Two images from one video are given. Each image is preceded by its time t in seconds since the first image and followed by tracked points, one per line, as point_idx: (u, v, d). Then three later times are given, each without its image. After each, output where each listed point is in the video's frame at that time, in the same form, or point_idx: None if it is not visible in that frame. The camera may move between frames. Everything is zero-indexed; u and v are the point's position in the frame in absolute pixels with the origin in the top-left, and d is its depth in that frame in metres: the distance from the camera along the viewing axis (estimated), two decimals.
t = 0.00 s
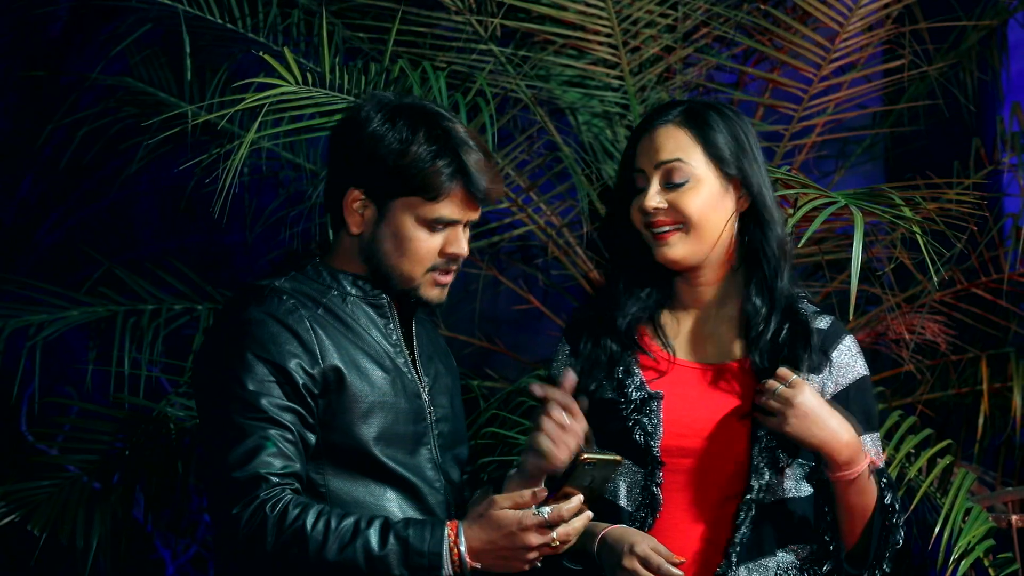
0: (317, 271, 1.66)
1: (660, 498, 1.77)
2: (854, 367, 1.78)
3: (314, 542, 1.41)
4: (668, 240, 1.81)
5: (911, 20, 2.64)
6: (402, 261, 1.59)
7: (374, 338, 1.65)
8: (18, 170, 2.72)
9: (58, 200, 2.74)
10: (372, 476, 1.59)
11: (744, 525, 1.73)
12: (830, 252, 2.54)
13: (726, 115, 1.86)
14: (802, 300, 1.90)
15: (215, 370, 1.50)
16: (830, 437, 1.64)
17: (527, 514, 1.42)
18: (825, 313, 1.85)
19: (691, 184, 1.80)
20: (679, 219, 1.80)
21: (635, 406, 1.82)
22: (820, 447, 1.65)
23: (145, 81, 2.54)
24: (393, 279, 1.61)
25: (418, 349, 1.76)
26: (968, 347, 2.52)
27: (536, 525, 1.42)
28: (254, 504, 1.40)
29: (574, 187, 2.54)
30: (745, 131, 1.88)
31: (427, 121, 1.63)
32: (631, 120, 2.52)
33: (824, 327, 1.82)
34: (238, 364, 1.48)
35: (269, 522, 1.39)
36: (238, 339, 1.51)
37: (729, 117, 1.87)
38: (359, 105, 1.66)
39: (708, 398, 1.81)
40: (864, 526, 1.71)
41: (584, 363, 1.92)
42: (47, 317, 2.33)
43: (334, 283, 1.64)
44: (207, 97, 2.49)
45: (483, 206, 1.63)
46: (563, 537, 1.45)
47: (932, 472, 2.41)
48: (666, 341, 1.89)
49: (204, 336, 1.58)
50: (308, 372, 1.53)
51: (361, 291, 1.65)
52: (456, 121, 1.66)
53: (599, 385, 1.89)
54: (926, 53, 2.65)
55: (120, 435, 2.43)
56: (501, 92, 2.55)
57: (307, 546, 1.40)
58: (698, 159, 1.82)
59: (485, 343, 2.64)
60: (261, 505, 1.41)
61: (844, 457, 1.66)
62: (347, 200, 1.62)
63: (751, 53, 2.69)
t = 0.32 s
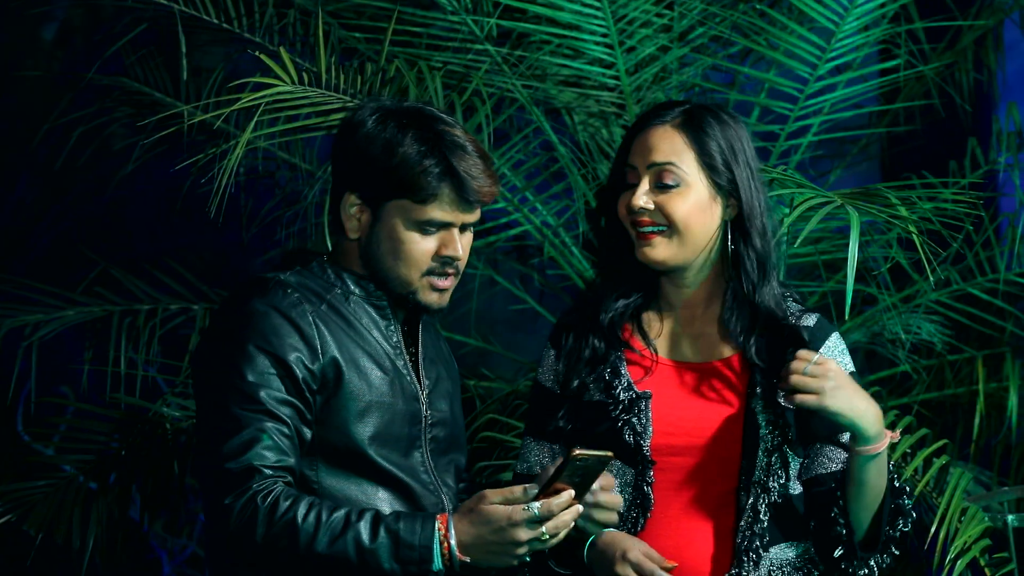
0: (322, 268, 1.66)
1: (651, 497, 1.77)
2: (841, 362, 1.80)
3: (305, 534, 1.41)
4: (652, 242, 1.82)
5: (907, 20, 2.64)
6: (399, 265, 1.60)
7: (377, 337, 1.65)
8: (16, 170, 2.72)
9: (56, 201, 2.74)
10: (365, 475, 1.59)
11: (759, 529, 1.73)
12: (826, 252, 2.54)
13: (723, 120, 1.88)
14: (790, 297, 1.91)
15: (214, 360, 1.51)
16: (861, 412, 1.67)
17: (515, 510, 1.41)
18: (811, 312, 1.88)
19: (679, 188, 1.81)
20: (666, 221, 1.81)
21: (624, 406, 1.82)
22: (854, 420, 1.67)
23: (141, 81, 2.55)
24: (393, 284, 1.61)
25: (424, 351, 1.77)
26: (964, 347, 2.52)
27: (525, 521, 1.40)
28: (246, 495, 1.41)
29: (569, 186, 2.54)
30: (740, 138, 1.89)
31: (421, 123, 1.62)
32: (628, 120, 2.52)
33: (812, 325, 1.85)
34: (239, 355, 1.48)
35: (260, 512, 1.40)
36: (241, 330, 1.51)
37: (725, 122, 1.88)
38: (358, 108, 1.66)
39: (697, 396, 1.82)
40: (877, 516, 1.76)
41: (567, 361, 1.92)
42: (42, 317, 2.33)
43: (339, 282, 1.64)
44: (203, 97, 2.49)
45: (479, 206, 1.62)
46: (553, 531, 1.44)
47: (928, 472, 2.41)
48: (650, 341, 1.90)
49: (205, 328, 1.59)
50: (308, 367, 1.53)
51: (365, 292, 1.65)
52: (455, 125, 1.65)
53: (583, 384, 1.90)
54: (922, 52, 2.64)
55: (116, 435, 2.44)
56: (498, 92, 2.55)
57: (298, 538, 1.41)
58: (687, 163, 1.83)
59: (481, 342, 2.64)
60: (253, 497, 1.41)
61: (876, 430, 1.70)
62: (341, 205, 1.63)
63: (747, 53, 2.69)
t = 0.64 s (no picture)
0: (321, 267, 1.65)
1: (645, 498, 1.79)
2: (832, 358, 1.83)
3: (298, 531, 1.42)
4: (638, 242, 1.83)
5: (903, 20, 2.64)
6: (392, 261, 1.60)
7: (375, 338, 1.65)
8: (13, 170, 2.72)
9: (54, 201, 2.74)
10: (360, 474, 1.59)
11: (756, 532, 1.74)
12: (822, 253, 2.55)
13: (703, 119, 1.89)
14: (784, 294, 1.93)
15: (209, 358, 1.51)
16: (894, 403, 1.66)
17: (508, 504, 1.41)
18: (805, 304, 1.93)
19: (662, 187, 1.83)
20: (651, 221, 1.82)
21: (618, 408, 1.83)
22: (888, 408, 1.66)
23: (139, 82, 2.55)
24: (387, 281, 1.62)
25: (425, 354, 1.78)
26: (960, 347, 2.53)
27: (517, 514, 1.41)
28: (240, 492, 1.41)
29: (566, 186, 2.54)
30: (722, 135, 1.90)
31: (412, 119, 1.64)
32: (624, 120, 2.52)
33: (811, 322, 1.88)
34: (236, 351, 1.49)
35: (254, 509, 1.40)
36: (239, 327, 1.52)
37: (705, 121, 1.89)
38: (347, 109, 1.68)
39: (691, 397, 1.83)
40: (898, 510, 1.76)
41: (560, 367, 1.91)
42: (40, 317, 2.34)
43: (338, 282, 1.64)
44: (200, 97, 2.49)
45: (470, 200, 1.62)
46: (545, 523, 1.44)
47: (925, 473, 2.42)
48: (644, 343, 1.91)
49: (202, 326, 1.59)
50: (305, 365, 1.54)
51: (364, 292, 1.65)
52: (448, 121, 1.66)
53: (577, 386, 1.88)
54: (918, 53, 2.65)
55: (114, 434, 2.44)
56: (495, 92, 2.55)
57: (291, 535, 1.41)
58: (670, 163, 1.84)
59: (478, 343, 2.64)
60: (246, 494, 1.41)
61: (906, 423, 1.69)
62: (332, 205, 1.64)
63: (744, 54, 2.69)
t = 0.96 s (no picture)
0: (318, 268, 1.72)
1: (638, 496, 1.83)
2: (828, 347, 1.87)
3: (297, 525, 1.45)
4: (635, 234, 1.86)
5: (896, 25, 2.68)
6: (388, 262, 1.65)
7: (371, 337, 1.71)
8: (19, 172, 2.76)
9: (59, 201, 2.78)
10: (357, 470, 1.63)
11: (741, 527, 1.76)
12: (816, 254, 2.59)
13: (710, 119, 1.95)
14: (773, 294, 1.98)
15: (210, 358, 1.55)
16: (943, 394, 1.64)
17: (503, 496, 1.45)
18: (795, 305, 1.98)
19: (664, 180, 1.88)
20: (649, 214, 1.86)
21: (607, 409, 1.88)
22: (924, 382, 1.61)
23: (142, 85, 2.59)
24: (382, 281, 1.67)
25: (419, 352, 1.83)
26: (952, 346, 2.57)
27: (512, 505, 1.45)
28: (238, 490, 1.45)
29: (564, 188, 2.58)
30: (724, 137, 1.96)
31: (411, 122, 1.67)
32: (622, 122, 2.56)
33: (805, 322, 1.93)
34: (235, 351, 1.53)
35: (252, 506, 1.44)
36: (236, 328, 1.56)
37: (709, 121, 1.95)
38: (353, 109, 1.72)
39: (680, 396, 1.87)
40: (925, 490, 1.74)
41: (550, 367, 1.98)
42: (46, 317, 2.38)
43: (334, 282, 1.71)
44: (204, 100, 2.54)
45: (466, 205, 1.66)
46: (538, 513, 1.51)
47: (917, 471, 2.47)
48: (632, 343, 1.96)
49: (202, 327, 1.63)
50: (303, 364, 1.58)
51: (360, 292, 1.71)
52: (447, 126, 1.70)
53: (567, 390, 1.95)
54: (911, 56, 2.69)
55: (119, 432, 2.48)
56: (494, 95, 2.59)
57: (290, 530, 1.45)
58: (673, 157, 1.89)
59: (478, 342, 2.68)
60: (245, 491, 1.45)
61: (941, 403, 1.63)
62: (333, 204, 1.69)
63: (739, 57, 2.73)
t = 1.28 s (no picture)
0: (312, 264, 1.73)
1: (641, 491, 1.84)
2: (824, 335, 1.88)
3: (297, 519, 1.46)
4: (636, 234, 1.88)
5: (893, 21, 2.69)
6: (384, 257, 1.66)
7: (366, 331, 1.72)
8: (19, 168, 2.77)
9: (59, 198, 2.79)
10: (356, 465, 1.65)
11: (746, 522, 1.76)
12: (813, 250, 2.60)
13: (705, 116, 1.96)
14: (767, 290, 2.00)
15: (208, 354, 1.56)
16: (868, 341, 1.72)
17: (505, 489, 1.48)
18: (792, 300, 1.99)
19: (664, 180, 1.88)
20: (649, 214, 1.87)
21: (611, 404, 1.89)
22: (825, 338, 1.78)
23: (143, 82, 2.60)
24: (378, 276, 1.68)
25: (413, 346, 1.85)
26: (948, 341, 2.59)
27: (514, 499, 1.47)
28: (237, 485, 1.45)
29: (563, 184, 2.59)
30: (721, 134, 1.97)
31: (408, 119, 1.69)
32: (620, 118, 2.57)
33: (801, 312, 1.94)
34: (231, 348, 1.54)
35: (252, 501, 1.44)
36: (232, 325, 1.57)
37: (705, 118, 1.96)
38: (348, 105, 1.73)
39: (683, 391, 1.88)
40: (898, 433, 1.75)
41: (552, 359, 2.00)
42: (47, 312, 2.39)
43: (328, 278, 1.72)
44: (204, 97, 2.55)
45: (461, 199, 1.68)
46: (537, 511, 1.53)
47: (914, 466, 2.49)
48: (634, 337, 1.97)
49: (198, 324, 1.64)
50: (298, 360, 1.59)
51: (353, 286, 1.72)
52: (442, 121, 1.72)
53: (569, 381, 1.96)
54: (907, 53, 2.70)
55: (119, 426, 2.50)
56: (493, 92, 2.60)
57: (290, 524, 1.46)
58: (672, 156, 1.90)
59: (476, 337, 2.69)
60: (244, 486, 1.45)
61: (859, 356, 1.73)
62: (328, 200, 1.69)
63: (737, 54, 2.74)
